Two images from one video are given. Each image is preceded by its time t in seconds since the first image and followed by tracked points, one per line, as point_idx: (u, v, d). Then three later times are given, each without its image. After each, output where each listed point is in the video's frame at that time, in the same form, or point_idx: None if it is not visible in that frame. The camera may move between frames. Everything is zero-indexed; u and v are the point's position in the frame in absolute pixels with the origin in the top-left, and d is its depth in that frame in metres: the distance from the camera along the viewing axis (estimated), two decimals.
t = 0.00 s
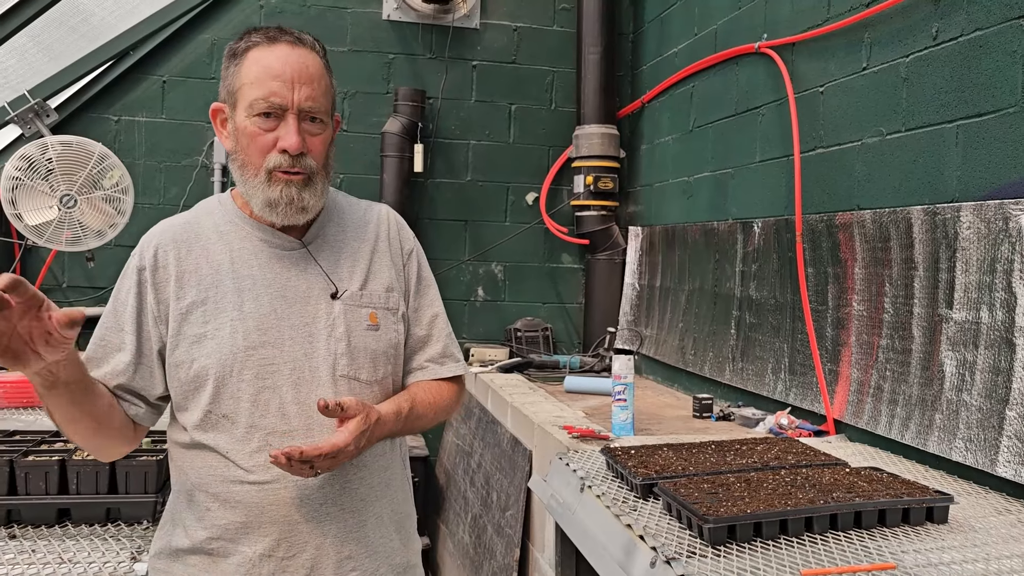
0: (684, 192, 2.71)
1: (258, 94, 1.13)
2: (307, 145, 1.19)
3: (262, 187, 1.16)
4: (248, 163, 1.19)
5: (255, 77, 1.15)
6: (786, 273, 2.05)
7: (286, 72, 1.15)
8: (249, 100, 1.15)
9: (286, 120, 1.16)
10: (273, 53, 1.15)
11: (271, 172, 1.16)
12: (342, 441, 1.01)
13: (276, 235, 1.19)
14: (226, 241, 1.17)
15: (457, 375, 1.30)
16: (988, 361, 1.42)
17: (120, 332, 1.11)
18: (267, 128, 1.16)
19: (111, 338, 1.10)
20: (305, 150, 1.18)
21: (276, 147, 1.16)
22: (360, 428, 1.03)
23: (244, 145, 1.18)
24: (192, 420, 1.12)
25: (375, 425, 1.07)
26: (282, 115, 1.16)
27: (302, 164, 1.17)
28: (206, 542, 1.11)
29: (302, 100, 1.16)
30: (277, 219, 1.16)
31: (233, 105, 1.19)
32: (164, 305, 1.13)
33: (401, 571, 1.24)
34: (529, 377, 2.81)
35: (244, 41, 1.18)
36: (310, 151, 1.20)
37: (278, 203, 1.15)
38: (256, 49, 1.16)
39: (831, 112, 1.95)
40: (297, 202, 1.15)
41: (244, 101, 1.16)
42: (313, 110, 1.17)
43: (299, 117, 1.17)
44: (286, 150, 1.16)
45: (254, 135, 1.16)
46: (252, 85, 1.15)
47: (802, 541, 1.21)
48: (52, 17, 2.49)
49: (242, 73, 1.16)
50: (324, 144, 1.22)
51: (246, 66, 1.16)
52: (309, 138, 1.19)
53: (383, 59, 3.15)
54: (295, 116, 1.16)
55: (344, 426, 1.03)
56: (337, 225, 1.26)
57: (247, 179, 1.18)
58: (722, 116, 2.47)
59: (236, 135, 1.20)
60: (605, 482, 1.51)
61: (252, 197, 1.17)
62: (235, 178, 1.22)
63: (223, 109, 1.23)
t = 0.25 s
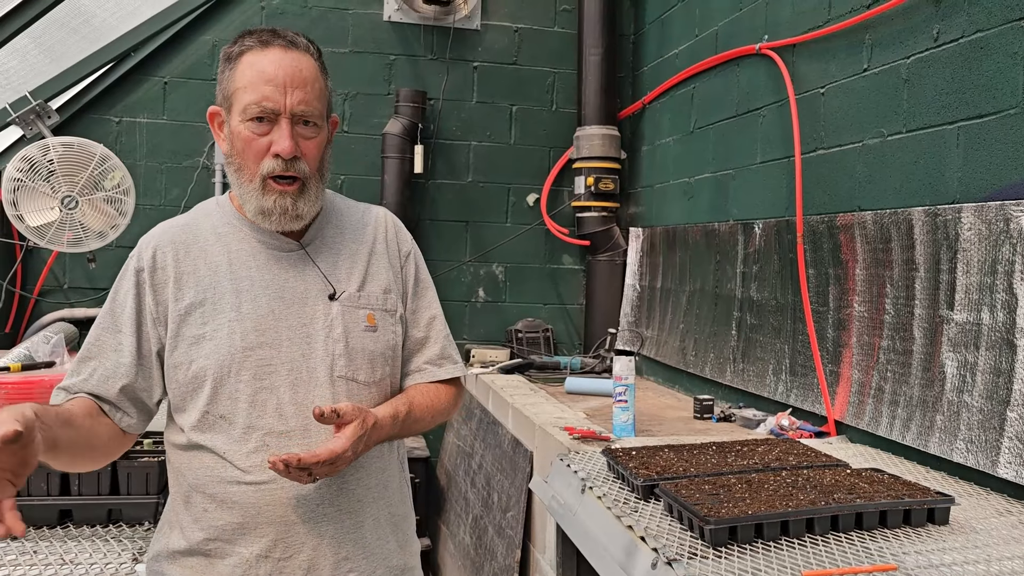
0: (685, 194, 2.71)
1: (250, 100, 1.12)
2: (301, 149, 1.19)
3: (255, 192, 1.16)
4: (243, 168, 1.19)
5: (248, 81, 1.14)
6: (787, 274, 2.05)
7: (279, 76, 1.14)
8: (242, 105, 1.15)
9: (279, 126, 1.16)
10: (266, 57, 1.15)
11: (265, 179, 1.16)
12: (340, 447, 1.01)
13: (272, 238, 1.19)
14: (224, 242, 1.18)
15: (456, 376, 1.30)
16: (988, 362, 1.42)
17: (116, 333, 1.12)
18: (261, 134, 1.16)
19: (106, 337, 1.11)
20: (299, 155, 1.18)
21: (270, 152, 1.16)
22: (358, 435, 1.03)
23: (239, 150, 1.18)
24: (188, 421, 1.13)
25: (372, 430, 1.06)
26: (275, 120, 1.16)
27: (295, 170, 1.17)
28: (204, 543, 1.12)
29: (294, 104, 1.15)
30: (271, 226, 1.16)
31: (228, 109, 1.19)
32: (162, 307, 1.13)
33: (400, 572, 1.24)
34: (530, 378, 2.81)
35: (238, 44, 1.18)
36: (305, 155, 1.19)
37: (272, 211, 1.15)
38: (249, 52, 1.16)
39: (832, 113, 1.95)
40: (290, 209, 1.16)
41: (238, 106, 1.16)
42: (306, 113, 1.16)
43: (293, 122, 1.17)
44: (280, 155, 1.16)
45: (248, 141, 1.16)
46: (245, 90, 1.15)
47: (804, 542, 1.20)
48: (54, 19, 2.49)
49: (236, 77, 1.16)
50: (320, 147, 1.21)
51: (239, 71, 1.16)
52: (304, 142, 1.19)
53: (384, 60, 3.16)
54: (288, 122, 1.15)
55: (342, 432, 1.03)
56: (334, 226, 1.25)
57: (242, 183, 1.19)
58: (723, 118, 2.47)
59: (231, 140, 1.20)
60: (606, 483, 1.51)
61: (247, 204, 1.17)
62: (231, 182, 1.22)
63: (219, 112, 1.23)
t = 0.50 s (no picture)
0: (686, 194, 2.71)
1: (243, 98, 1.13)
2: (296, 147, 1.18)
3: (252, 190, 1.16)
4: (237, 168, 1.19)
5: (240, 81, 1.15)
6: (788, 275, 2.05)
7: (272, 75, 1.14)
8: (235, 105, 1.15)
9: (273, 124, 1.16)
10: (257, 55, 1.15)
11: (261, 177, 1.16)
12: (349, 458, 1.01)
13: (268, 238, 1.18)
14: (219, 245, 1.17)
15: (451, 375, 1.30)
16: (989, 363, 1.42)
17: (113, 338, 1.11)
18: (255, 133, 1.16)
19: (104, 343, 1.11)
20: (294, 153, 1.17)
21: (265, 150, 1.16)
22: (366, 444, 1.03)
23: (233, 150, 1.18)
24: (187, 424, 1.13)
25: (378, 439, 1.07)
26: (269, 118, 1.16)
27: (291, 167, 1.17)
28: (203, 546, 1.12)
29: (288, 102, 1.15)
30: (269, 223, 1.16)
31: (220, 110, 1.19)
32: (159, 310, 1.13)
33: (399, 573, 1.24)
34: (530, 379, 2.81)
35: (228, 45, 1.18)
36: (300, 153, 1.19)
37: (270, 207, 1.15)
38: (240, 52, 1.16)
39: (833, 114, 1.95)
40: (288, 206, 1.16)
41: (231, 106, 1.16)
42: (300, 112, 1.17)
43: (287, 120, 1.17)
44: (275, 153, 1.16)
45: (242, 140, 1.16)
46: (237, 90, 1.15)
47: (804, 543, 1.21)
48: (55, 20, 2.49)
49: (228, 77, 1.16)
50: (314, 146, 1.21)
51: (231, 71, 1.16)
52: (298, 140, 1.19)
53: (385, 61, 3.16)
54: (282, 119, 1.16)
55: (349, 442, 1.03)
56: (329, 226, 1.25)
57: (237, 183, 1.18)
58: (723, 119, 2.47)
59: (224, 140, 1.20)
60: (607, 484, 1.51)
61: (243, 202, 1.17)
62: (225, 183, 1.22)
63: (210, 115, 1.23)
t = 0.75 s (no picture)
0: (687, 195, 2.71)
1: (248, 96, 1.13)
2: (299, 147, 1.19)
3: (254, 189, 1.16)
4: (240, 166, 1.19)
5: (246, 79, 1.15)
6: (789, 275, 2.05)
7: (277, 74, 1.14)
8: (240, 103, 1.15)
9: (277, 123, 1.16)
10: (264, 54, 1.15)
11: (264, 176, 1.16)
12: (349, 467, 1.02)
13: (267, 239, 1.19)
14: (218, 246, 1.17)
15: (449, 377, 1.30)
16: (989, 364, 1.42)
17: (110, 340, 1.11)
18: (259, 131, 1.16)
19: (101, 345, 1.10)
20: (297, 153, 1.18)
21: (268, 149, 1.16)
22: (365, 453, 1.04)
23: (236, 148, 1.18)
24: (184, 425, 1.13)
25: (378, 448, 1.08)
26: (273, 117, 1.16)
27: (293, 166, 1.18)
28: (201, 547, 1.12)
29: (293, 102, 1.16)
30: (270, 224, 1.16)
31: (224, 108, 1.19)
32: (157, 312, 1.13)
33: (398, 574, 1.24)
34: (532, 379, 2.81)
35: (235, 42, 1.18)
36: (303, 153, 1.19)
37: (271, 207, 1.15)
38: (246, 51, 1.16)
39: (834, 115, 1.95)
40: (290, 206, 1.16)
41: (236, 104, 1.16)
42: (305, 112, 1.17)
43: (291, 120, 1.17)
44: (278, 153, 1.16)
45: (245, 138, 1.16)
46: (243, 88, 1.15)
47: (804, 544, 1.21)
48: (56, 21, 2.50)
49: (233, 75, 1.16)
50: (316, 146, 1.21)
51: (236, 69, 1.16)
52: (301, 140, 1.19)
53: (386, 62, 3.16)
54: (286, 119, 1.16)
55: (349, 452, 1.04)
56: (328, 228, 1.26)
57: (239, 182, 1.19)
58: (725, 119, 2.47)
59: (227, 138, 1.20)
60: (607, 485, 1.51)
61: (244, 201, 1.17)
62: (227, 181, 1.22)
63: (214, 112, 1.23)
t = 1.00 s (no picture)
0: (687, 196, 2.71)
1: (237, 100, 1.12)
2: (291, 149, 1.18)
3: (246, 193, 1.16)
4: (232, 169, 1.19)
5: (235, 83, 1.14)
6: (790, 277, 2.05)
7: (266, 77, 1.14)
8: (230, 107, 1.15)
9: (267, 126, 1.15)
10: (252, 58, 1.15)
11: (256, 179, 1.16)
12: (352, 471, 1.02)
13: (264, 241, 1.19)
14: (216, 248, 1.17)
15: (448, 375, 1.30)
16: (991, 365, 1.42)
17: (112, 344, 1.11)
18: (249, 135, 1.15)
19: (103, 349, 1.10)
20: (289, 155, 1.17)
21: (259, 153, 1.16)
22: (369, 457, 1.04)
23: (228, 152, 1.18)
24: (186, 428, 1.13)
25: (380, 452, 1.08)
26: (263, 120, 1.15)
27: (286, 169, 1.17)
28: (201, 549, 1.12)
29: (283, 105, 1.15)
30: (264, 226, 1.16)
31: (215, 112, 1.18)
32: (155, 314, 1.13)
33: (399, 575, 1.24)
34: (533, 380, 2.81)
35: (223, 46, 1.18)
36: (295, 155, 1.19)
37: (264, 210, 1.15)
38: (234, 54, 1.16)
39: (835, 116, 1.95)
40: (283, 208, 1.15)
41: (226, 108, 1.15)
42: (294, 114, 1.16)
43: (281, 122, 1.16)
44: (269, 156, 1.15)
45: (236, 142, 1.16)
46: (231, 92, 1.14)
47: (806, 545, 1.21)
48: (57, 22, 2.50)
49: (222, 79, 1.16)
50: (309, 147, 1.21)
51: (225, 73, 1.16)
52: (293, 142, 1.18)
53: (387, 63, 3.16)
54: (276, 122, 1.15)
55: (352, 456, 1.04)
56: (327, 228, 1.25)
57: (232, 185, 1.18)
58: (726, 120, 2.47)
59: (219, 142, 1.20)
60: (608, 486, 1.51)
61: (238, 205, 1.17)
62: (220, 185, 1.22)
63: (206, 116, 1.23)
